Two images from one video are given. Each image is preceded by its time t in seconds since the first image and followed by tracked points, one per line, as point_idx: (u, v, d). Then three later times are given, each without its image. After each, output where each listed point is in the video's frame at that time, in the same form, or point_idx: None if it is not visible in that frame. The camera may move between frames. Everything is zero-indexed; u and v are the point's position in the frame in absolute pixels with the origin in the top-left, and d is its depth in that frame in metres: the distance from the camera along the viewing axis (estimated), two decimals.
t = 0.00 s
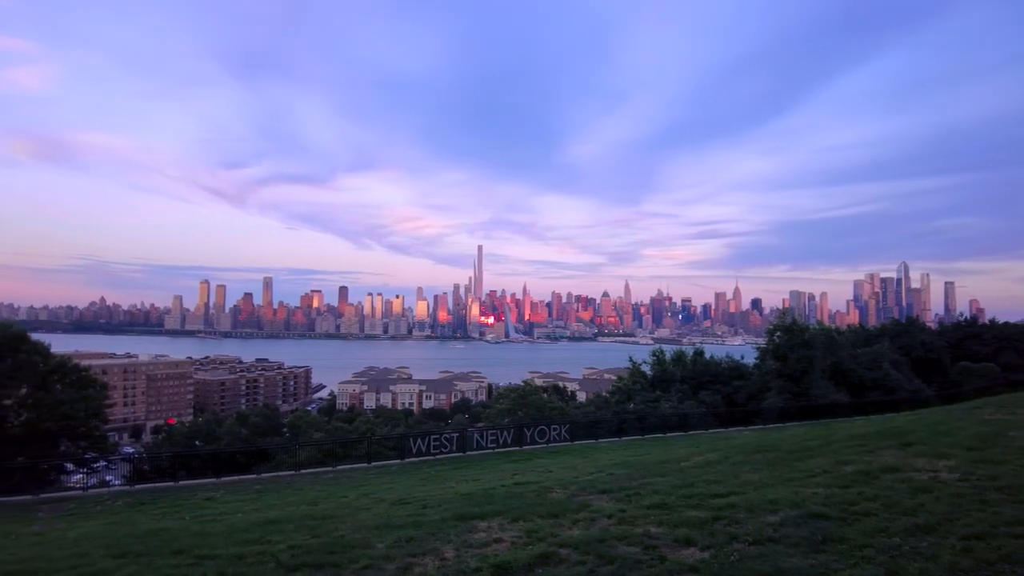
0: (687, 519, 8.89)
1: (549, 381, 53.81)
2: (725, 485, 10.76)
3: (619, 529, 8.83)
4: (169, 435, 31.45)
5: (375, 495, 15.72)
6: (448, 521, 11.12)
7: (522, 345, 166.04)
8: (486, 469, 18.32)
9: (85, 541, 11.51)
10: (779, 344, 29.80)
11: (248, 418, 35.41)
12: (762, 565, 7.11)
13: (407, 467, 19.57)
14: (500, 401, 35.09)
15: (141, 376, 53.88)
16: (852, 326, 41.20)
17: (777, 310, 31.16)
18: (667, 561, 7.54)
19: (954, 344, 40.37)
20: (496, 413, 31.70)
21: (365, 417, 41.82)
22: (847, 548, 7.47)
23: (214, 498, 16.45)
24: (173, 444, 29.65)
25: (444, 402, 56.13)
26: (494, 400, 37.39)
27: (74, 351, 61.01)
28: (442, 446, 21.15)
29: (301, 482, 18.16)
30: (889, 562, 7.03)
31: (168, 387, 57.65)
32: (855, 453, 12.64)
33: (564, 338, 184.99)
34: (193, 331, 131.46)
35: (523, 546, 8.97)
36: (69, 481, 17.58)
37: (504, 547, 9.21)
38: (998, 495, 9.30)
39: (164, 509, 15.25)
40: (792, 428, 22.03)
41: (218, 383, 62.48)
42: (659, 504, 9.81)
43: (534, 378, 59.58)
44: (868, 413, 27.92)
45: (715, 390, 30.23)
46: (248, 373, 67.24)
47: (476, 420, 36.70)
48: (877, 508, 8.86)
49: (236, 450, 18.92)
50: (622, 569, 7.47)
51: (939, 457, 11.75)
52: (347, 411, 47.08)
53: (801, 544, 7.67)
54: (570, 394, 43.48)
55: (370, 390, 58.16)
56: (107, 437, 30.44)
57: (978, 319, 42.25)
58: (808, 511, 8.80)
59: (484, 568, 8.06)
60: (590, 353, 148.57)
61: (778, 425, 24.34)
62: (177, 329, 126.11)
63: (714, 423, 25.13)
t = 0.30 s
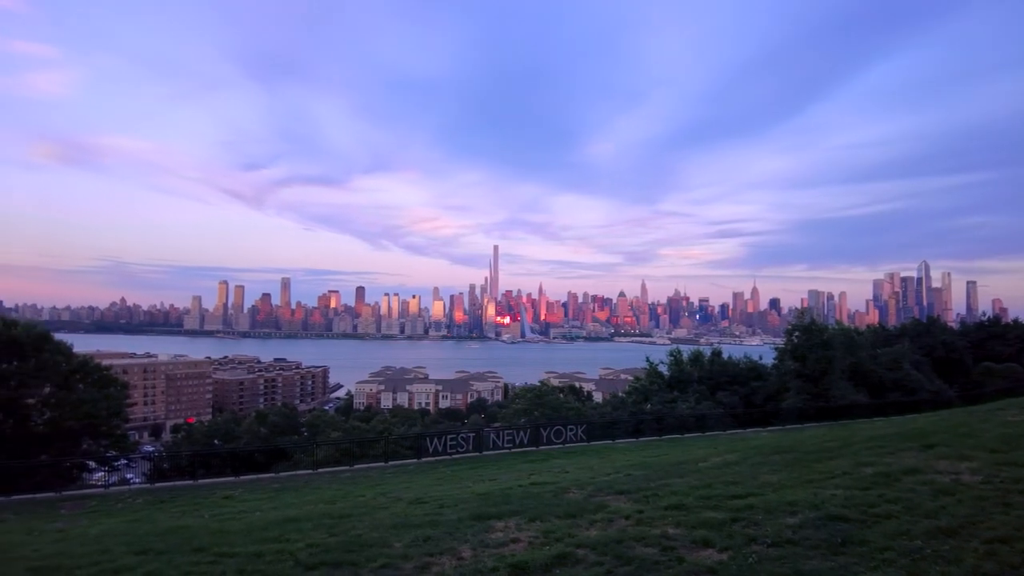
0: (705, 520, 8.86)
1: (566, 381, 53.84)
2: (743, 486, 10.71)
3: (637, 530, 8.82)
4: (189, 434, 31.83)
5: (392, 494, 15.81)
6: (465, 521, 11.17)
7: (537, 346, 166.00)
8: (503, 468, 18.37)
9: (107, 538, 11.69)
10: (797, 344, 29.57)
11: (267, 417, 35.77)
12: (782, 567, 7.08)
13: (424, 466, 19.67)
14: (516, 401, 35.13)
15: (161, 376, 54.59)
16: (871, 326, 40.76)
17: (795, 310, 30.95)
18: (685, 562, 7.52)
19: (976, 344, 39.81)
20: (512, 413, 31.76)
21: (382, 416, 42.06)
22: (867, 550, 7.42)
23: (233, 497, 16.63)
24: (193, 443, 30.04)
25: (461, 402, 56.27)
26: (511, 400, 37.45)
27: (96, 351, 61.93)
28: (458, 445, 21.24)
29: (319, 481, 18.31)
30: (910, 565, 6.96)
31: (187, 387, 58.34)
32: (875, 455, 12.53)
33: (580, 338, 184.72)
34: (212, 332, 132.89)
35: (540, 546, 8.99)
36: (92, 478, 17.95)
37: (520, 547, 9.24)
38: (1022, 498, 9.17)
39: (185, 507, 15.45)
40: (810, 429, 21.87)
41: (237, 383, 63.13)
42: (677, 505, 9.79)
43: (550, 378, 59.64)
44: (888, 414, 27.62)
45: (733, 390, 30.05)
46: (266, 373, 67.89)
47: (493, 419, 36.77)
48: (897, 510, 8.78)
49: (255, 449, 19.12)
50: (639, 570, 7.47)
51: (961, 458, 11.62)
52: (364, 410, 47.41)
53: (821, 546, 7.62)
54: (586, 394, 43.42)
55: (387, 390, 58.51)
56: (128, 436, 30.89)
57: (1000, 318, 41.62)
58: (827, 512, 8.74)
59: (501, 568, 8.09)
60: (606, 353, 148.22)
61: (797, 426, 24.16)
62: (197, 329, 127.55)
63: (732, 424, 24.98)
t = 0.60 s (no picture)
0: (721, 521, 8.82)
1: (580, 381, 53.85)
2: (759, 487, 10.65)
3: (653, 531, 8.80)
4: (206, 433, 32.17)
5: (407, 493, 15.88)
6: (480, 521, 11.20)
7: (552, 346, 165.82)
8: (518, 468, 18.39)
9: (127, 535, 11.85)
10: (815, 344, 29.35)
11: (283, 417, 36.06)
12: (799, 569, 7.04)
13: (439, 466, 19.73)
14: (531, 401, 35.16)
15: (178, 375, 55.20)
16: (890, 326, 40.31)
17: (812, 310, 30.72)
18: (702, 563, 7.51)
19: (998, 344, 39.24)
20: (527, 413, 31.78)
21: (397, 415, 42.25)
22: (886, 553, 7.35)
23: (249, 495, 16.77)
24: (210, 441, 30.37)
25: (475, 402, 56.38)
26: (525, 400, 37.47)
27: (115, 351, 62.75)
28: (473, 445, 21.29)
29: (335, 480, 18.43)
30: (931, 568, 6.89)
31: (205, 386, 58.95)
32: (894, 456, 12.40)
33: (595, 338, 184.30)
34: (228, 332, 134.21)
35: (556, 547, 9.00)
36: (111, 477, 18.18)
37: (536, 547, 9.25)
38: None
39: (203, 505, 15.62)
40: (827, 429, 21.70)
41: (253, 382, 63.69)
42: (693, 506, 9.76)
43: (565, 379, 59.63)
44: (907, 416, 27.33)
45: (749, 391, 29.86)
46: (282, 372, 68.43)
47: (508, 419, 36.81)
48: (917, 513, 8.69)
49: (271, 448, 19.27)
50: (655, 571, 7.45)
51: (982, 460, 11.48)
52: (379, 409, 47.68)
53: (839, 548, 7.57)
54: (600, 394, 43.34)
55: (402, 390, 58.81)
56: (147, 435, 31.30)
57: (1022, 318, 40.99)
58: (846, 514, 8.68)
59: (517, 568, 8.10)
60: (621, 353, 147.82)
61: (814, 427, 23.96)
62: (213, 329, 128.83)
63: (748, 425, 24.83)
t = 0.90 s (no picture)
0: (738, 523, 8.79)
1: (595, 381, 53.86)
2: (776, 488, 10.60)
3: (669, 532, 8.79)
4: (223, 432, 32.47)
5: (421, 493, 15.95)
6: (496, 520, 11.24)
7: (566, 346, 165.57)
8: (533, 469, 18.41)
9: (146, 533, 12.02)
10: (832, 344, 29.11)
11: (299, 416, 36.30)
12: (817, 571, 7.01)
13: (454, 466, 19.80)
14: (545, 401, 35.16)
15: (195, 375, 55.76)
16: (908, 326, 39.86)
17: (830, 310, 30.48)
18: (718, 565, 7.49)
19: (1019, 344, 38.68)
20: (541, 413, 31.79)
21: (411, 415, 42.42)
22: (906, 555, 7.30)
23: (265, 494, 16.92)
24: (227, 440, 30.66)
25: (490, 402, 56.47)
26: (540, 401, 37.47)
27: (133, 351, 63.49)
28: (488, 445, 21.35)
29: (350, 479, 18.56)
30: (951, 571, 6.84)
31: (221, 386, 59.50)
32: (913, 458, 12.29)
33: (609, 338, 183.80)
34: (244, 332, 135.34)
35: (572, 547, 9.01)
36: (129, 475, 18.47)
37: (552, 548, 9.27)
38: None
39: (221, 504, 15.79)
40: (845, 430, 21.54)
41: (269, 382, 64.20)
42: (709, 507, 9.73)
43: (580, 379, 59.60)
44: (926, 417, 27.04)
45: (765, 391, 29.68)
46: (298, 372, 68.93)
47: (522, 419, 36.83)
48: (936, 515, 8.61)
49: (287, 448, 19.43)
50: (671, 572, 7.45)
51: (1003, 462, 11.35)
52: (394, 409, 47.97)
53: (857, 550, 7.53)
54: (615, 395, 43.23)
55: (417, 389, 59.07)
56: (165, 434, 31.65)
57: None
58: (864, 516, 8.62)
59: (533, 568, 8.12)
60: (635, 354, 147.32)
61: (831, 428, 23.78)
62: (230, 329, 130.02)
63: (765, 426, 24.67)
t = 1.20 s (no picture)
0: (754, 524, 8.75)
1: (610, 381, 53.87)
2: (793, 490, 10.54)
3: (685, 533, 8.77)
4: (240, 431, 32.77)
5: (436, 492, 16.01)
6: (510, 520, 11.26)
7: (580, 347, 165.26)
8: (548, 469, 18.42)
9: (165, 531, 12.17)
10: (849, 345, 28.84)
11: (315, 415, 36.51)
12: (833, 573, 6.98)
13: (468, 465, 19.86)
14: (560, 401, 35.14)
15: (212, 375, 56.30)
16: (927, 326, 39.38)
17: (847, 310, 30.20)
18: (734, 566, 7.47)
19: None
20: (555, 413, 31.79)
21: (426, 415, 42.58)
22: (925, 558, 7.24)
23: (282, 493, 17.06)
24: (243, 439, 30.94)
25: (504, 402, 56.54)
26: (555, 401, 37.44)
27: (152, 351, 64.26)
28: (502, 445, 21.38)
29: (366, 478, 18.66)
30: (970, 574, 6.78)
31: (238, 386, 60.02)
32: (932, 460, 12.16)
33: (623, 338, 183.28)
34: (261, 332, 136.43)
35: (587, 548, 9.02)
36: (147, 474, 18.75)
37: (567, 548, 9.28)
38: None
39: (238, 502, 15.94)
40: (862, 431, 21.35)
41: (285, 382, 64.66)
42: (725, 508, 9.69)
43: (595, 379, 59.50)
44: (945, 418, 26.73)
45: (781, 392, 29.47)
46: (314, 372, 69.35)
47: (537, 420, 36.83)
48: (956, 517, 8.53)
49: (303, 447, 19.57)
50: (687, 573, 7.44)
51: None
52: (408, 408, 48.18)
53: (875, 553, 7.48)
54: (630, 395, 43.13)
55: (431, 389, 59.30)
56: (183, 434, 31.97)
57: None
58: (882, 518, 8.55)
59: (548, 568, 8.14)
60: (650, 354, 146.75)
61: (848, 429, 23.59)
62: (246, 329, 131.20)
63: (781, 427, 24.51)
